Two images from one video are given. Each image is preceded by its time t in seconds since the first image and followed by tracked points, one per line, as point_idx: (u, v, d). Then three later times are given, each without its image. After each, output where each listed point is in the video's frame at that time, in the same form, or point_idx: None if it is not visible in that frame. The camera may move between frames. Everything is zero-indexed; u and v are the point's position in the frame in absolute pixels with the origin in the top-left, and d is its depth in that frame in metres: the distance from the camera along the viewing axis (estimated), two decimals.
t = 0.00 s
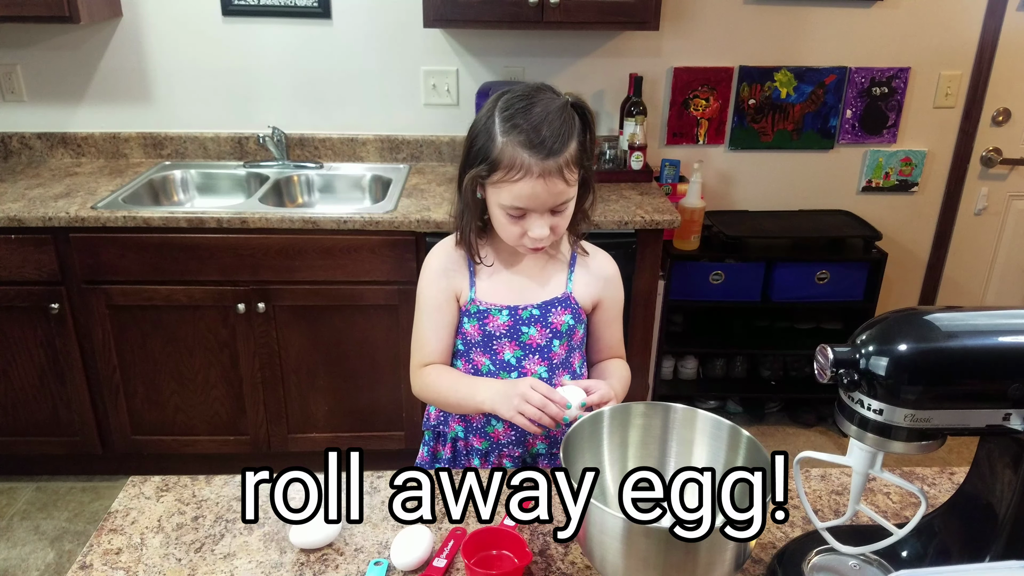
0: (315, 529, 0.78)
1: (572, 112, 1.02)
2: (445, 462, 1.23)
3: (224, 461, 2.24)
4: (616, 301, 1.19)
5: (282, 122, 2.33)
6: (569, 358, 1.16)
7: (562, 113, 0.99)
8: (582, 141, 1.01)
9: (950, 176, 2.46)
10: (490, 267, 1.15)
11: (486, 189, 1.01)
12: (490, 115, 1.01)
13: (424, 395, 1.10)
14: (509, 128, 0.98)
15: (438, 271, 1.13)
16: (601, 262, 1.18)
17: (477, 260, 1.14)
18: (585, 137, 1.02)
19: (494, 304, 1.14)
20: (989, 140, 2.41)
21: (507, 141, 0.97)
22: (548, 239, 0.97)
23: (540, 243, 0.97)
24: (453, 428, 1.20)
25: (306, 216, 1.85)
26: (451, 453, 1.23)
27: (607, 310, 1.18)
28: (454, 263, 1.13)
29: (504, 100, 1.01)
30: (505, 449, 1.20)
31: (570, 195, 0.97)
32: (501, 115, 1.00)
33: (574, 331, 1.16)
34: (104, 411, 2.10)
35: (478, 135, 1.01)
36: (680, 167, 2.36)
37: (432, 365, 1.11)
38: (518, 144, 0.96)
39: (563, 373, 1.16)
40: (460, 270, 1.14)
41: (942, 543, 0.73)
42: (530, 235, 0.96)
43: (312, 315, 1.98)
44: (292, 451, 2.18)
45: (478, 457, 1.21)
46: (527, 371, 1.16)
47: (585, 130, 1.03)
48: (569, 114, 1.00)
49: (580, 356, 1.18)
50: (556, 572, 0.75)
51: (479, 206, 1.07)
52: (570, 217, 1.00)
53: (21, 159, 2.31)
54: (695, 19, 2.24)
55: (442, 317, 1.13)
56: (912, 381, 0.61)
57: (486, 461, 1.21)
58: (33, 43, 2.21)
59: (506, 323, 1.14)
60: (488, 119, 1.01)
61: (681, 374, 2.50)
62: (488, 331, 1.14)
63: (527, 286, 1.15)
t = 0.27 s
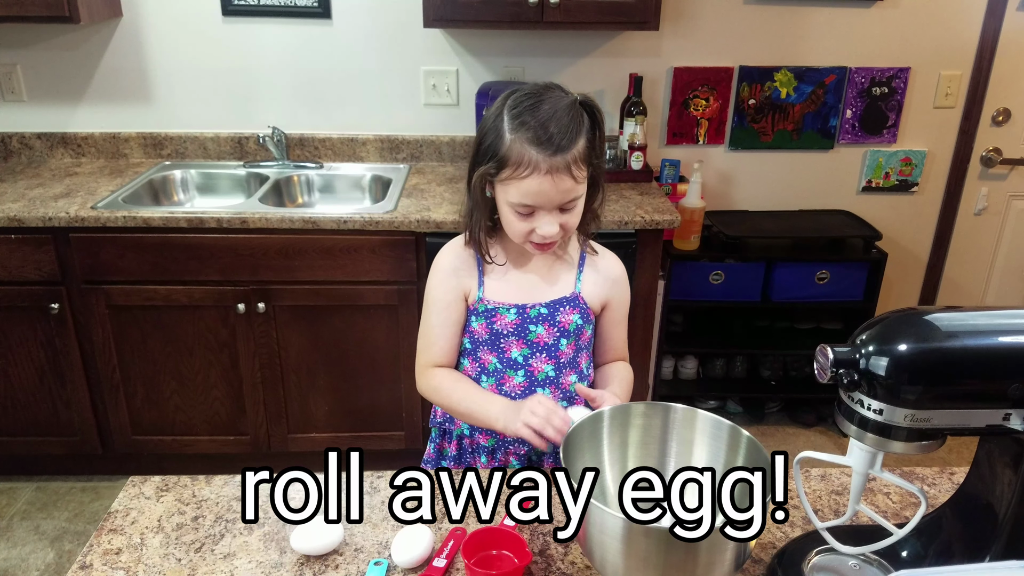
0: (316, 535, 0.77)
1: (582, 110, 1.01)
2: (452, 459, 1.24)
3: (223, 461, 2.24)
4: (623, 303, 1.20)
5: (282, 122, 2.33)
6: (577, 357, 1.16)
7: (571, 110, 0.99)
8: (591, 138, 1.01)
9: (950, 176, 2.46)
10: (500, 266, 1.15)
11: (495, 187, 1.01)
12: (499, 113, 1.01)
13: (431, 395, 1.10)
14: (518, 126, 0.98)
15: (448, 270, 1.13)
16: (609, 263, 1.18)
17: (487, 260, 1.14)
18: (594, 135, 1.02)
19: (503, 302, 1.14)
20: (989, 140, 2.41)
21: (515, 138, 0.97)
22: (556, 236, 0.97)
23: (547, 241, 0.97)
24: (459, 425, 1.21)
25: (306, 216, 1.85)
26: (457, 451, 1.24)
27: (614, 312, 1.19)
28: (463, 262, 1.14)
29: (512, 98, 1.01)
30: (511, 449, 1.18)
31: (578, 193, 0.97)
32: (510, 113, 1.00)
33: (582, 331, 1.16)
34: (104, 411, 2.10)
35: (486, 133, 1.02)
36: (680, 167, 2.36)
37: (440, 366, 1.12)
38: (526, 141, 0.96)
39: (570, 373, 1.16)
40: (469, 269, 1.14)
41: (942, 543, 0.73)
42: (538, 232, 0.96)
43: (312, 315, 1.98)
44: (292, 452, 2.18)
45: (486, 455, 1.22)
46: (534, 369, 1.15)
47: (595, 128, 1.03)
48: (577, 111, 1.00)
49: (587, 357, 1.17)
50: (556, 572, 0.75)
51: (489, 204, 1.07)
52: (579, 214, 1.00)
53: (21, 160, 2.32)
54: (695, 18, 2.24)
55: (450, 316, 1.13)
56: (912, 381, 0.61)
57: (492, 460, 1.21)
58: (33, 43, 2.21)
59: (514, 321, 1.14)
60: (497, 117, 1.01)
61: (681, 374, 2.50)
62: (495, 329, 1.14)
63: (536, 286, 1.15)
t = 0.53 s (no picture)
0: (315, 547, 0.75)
1: (596, 113, 1.01)
2: (457, 458, 1.24)
3: (223, 461, 2.24)
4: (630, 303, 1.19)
5: (282, 122, 2.33)
6: (585, 355, 1.16)
7: (585, 114, 0.99)
8: (604, 142, 1.01)
9: (950, 176, 2.46)
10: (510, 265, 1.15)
11: (508, 187, 1.01)
12: (514, 115, 1.01)
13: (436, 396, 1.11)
14: (532, 128, 0.98)
15: (457, 271, 1.13)
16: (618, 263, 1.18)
17: (498, 258, 1.14)
18: (607, 139, 1.02)
19: (511, 301, 1.14)
20: (989, 140, 2.41)
21: (529, 140, 0.97)
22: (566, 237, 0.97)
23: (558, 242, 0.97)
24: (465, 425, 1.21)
25: (306, 216, 1.85)
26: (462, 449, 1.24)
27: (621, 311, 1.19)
28: (473, 261, 1.13)
29: (527, 100, 1.01)
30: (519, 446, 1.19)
31: (590, 195, 0.97)
32: (524, 115, 1.00)
33: (591, 330, 1.16)
34: (104, 411, 2.10)
35: (500, 134, 1.01)
36: (680, 167, 2.36)
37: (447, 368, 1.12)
38: (540, 143, 0.96)
39: (578, 371, 1.16)
40: (478, 268, 1.14)
41: (942, 543, 0.73)
42: (550, 234, 0.97)
43: (312, 315, 1.98)
44: (292, 452, 2.18)
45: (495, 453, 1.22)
46: (543, 367, 1.16)
47: (608, 131, 1.03)
48: (592, 115, 1.00)
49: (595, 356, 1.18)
50: (556, 572, 0.75)
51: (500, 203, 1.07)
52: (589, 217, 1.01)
53: (21, 159, 2.32)
54: (695, 18, 2.24)
55: (459, 316, 1.13)
56: (912, 381, 0.61)
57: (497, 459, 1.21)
58: (33, 44, 2.21)
59: (523, 319, 1.14)
60: (512, 118, 1.01)
61: (681, 374, 2.50)
62: (505, 327, 1.15)
63: (546, 284, 1.15)
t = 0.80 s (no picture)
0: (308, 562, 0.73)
1: (604, 111, 1.02)
2: (460, 456, 1.25)
3: (223, 461, 2.24)
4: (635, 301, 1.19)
5: (282, 122, 2.33)
6: (588, 355, 1.16)
7: (595, 112, 0.99)
8: (612, 140, 1.01)
9: (950, 176, 2.46)
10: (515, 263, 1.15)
11: (516, 185, 1.01)
12: (523, 112, 1.01)
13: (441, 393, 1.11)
14: (542, 126, 0.97)
15: (460, 270, 1.13)
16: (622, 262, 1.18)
17: (503, 256, 1.14)
18: (615, 137, 1.02)
19: (515, 299, 1.14)
20: (989, 140, 2.41)
21: (539, 137, 0.97)
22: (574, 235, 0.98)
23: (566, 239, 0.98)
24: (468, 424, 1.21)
25: (306, 216, 1.85)
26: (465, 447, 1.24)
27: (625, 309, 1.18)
28: (477, 259, 1.14)
29: (537, 97, 1.01)
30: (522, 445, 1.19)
31: (598, 193, 0.97)
32: (534, 112, 0.99)
33: (593, 329, 1.16)
34: (104, 411, 2.10)
35: (509, 131, 1.01)
36: (680, 167, 2.36)
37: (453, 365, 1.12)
38: (551, 141, 0.96)
39: (581, 370, 1.16)
40: (482, 266, 1.14)
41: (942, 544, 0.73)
42: (558, 231, 0.97)
43: (312, 315, 1.98)
44: (292, 452, 2.18)
45: (498, 450, 1.22)
46: (545, 365, 1.16)
47: (616, 129, 1.03)
48: (601, 113, 1.00)
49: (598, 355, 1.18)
50: (556, 572, 0.75)
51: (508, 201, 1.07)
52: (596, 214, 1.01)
53: (21, 160, 2.32)
54: (695, 18, 2.24)
55: (462, 315, 1.13)
56: (912, 381, 0.61)
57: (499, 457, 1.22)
58: (33, 44, 2.21)
59: (526, 317, 1.14)
60: (521, 116, 1.01)
61: (681, 374, 2.50)
62: (508, 325, 1.15)
63: (551, 282, 1.15)
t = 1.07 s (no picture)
0: None
1: (609, 115, 1.01)
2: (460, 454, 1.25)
3: (223, 460, 2.24)
4: (636, 303, 1.19)
5: (282, 122, 2.33)
6: (589, 356, 1.16)
7: (600, 115, 0.99)
8: (617, 143, 1.01)
9: (950, 176, 2.46)
10: (518, 264, 1.15)
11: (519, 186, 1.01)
12: (528, 114, 1.01)
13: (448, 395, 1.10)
14: (548, 128, 0.97)
15: (463, 270, 1.13)
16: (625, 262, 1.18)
17: (506, 256, 1.15)
18: (620, 140, 1.02)
19: (518, 300, 1.15)
20: (989, 140, 2.41)
21: (544, 139, 0.97)
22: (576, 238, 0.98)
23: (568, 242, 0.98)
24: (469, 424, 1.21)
25: (306, 216, 1.85)
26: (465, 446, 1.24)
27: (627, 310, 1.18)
28: (480, 259, 1.14)
29: (542, 99, 1.00)
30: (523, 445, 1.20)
31: (601, 197, 0.97)
32: (540, 114, 0.99)
33: (594, 331, 1.16)
34: (104, 411, 2.10)
35: (514, 132, 1.01)
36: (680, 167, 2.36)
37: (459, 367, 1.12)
38: (556, 143, 0.96)
39: (582, 371, 1.16)
40: (484, 266, 1.14)
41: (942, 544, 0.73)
42: (560, 234, 0.97)
43: (312, 315, 1.98)
44: (292, 451, 2.18)
45: (498, 451, 1.22)
46: (547, 368, 1.15)
47: (621, 133, 1.03)
48: (606, 116, 1.00)
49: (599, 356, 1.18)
50: (556, 572, 0.75)
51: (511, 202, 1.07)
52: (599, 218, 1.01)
53: (21, 160, 2.32)
54: (695, 18, 2.24)
55: (468, 316, 1.14)
56: (912, 381, 0.61)
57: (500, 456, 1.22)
58: (33, 43, 2.21)
59: (529, 319, 1.14)
60: (526, 118, 1.01)
61: (681, 374, 2.49)
62: (510, 327, 1.14)
63: (554, 284, 1.15)
